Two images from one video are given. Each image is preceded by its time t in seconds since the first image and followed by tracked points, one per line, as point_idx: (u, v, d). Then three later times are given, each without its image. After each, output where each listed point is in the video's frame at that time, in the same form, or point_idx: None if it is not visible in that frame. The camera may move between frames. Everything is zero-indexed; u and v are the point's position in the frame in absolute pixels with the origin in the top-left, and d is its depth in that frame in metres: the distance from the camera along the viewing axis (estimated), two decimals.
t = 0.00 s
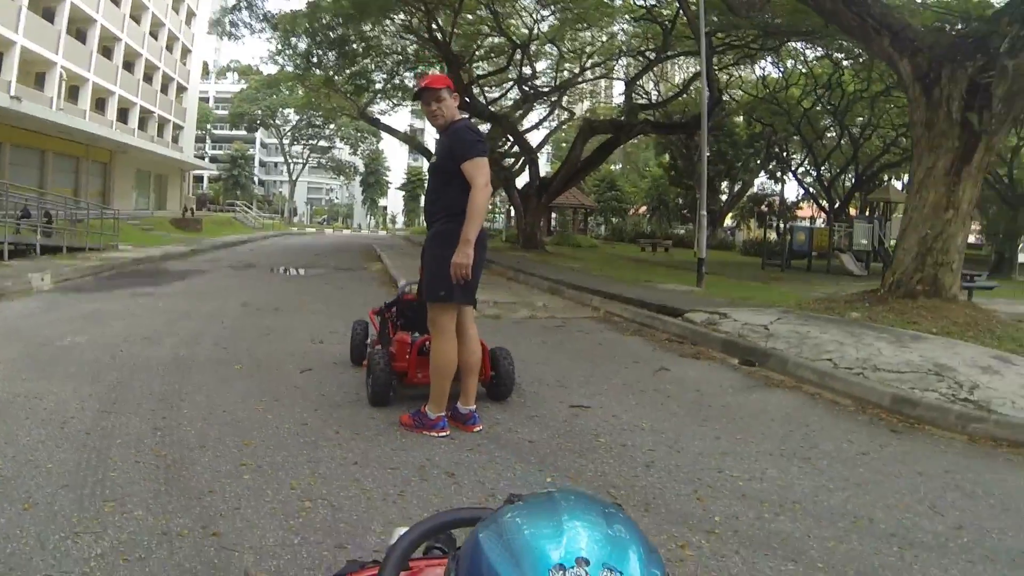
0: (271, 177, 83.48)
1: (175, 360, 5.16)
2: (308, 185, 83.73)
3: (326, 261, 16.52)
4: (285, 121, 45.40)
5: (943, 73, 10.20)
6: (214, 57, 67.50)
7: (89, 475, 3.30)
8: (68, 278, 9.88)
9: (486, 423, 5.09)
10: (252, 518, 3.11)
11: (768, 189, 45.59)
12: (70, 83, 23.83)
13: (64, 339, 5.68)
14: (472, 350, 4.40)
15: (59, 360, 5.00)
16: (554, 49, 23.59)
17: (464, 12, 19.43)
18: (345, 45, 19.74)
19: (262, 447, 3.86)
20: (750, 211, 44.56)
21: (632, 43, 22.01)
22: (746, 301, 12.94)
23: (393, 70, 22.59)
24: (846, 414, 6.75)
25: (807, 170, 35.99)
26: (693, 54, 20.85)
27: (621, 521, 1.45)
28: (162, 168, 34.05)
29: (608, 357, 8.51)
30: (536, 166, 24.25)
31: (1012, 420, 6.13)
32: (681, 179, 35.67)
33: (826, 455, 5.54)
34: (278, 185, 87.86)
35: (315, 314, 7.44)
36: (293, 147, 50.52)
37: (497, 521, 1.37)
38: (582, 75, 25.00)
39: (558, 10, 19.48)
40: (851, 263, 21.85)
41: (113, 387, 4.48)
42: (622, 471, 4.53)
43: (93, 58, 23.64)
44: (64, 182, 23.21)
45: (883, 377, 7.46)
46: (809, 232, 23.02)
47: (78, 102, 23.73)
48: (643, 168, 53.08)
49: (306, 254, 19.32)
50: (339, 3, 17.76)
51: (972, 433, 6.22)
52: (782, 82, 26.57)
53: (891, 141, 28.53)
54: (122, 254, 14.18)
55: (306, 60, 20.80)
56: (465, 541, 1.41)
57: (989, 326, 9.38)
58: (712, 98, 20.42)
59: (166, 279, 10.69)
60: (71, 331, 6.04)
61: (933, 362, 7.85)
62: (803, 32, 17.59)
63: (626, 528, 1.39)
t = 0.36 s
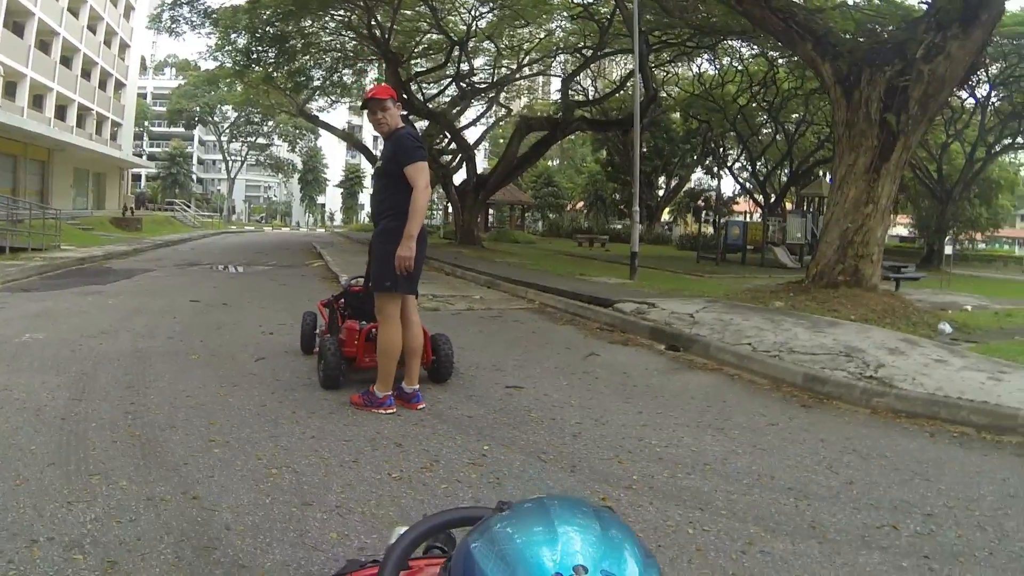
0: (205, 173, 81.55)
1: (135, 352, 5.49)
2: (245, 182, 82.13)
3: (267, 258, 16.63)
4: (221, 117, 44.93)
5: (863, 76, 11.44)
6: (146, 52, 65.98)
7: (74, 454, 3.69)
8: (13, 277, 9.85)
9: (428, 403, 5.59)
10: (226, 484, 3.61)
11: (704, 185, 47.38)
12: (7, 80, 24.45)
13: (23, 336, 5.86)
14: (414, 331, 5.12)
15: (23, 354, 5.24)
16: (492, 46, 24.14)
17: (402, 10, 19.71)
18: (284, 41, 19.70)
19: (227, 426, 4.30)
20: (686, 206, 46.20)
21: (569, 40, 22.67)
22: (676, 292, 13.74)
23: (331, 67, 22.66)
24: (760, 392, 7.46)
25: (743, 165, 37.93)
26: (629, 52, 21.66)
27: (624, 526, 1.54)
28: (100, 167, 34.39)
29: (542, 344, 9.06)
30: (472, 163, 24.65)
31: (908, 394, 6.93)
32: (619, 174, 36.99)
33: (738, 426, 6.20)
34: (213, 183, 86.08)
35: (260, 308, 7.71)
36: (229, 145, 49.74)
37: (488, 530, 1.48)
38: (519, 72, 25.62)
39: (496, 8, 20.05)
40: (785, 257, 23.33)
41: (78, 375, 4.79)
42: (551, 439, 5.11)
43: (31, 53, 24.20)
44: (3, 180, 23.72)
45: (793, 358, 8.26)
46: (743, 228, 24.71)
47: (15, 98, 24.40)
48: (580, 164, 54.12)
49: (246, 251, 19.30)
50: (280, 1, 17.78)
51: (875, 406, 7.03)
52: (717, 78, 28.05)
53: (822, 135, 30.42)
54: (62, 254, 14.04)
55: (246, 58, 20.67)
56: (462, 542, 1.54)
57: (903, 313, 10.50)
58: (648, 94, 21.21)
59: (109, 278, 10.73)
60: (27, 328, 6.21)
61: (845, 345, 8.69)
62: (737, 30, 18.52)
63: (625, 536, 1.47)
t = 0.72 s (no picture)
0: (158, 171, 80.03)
1: (109, 348, 5.71)
2: (200, 181, 80.79)
3: (228, 256, 16.69)
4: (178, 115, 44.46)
5: (813, 81, 12.09)
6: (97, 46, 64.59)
7: (61, 442, 3.97)
8: None
9: (392, 391, 5.89)
10: (208, 465, 3.93)
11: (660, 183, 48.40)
12: None
13: None
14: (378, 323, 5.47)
15: None
16: (450, 45, 24.44)
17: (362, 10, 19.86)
18: (244, 41, 19.65)
19: (204, 415, 4.61)
20: (643, 204, 47.13)
21: (528, 41, 23.07)
22: (631, 288, 14.23)
23: (291, 66, 22.61)
24: (706, 379, 7.97)
25: (700, 163, 38.96)
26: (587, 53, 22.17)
27: (617, 536, 1.50)
28: (56, 166, 35.38)
29: (501, 337, 9.44)
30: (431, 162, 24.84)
31: (846, 380, 7.50)
32: (577, 172, 37.75)
33: (686, 410, 6.65)
34: (166, 181, 84.40)
35: (226, 304, 7.93)
36: (185, 142, 49.10)
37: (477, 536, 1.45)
38: (477, 72, 25.96)
39: (455, 8, 20.35)
40: (741, 254, 24.43)
41: (54, 372, 5.03)
42: (509, 423, 5.48)
43: None
44: None
45: (739, 348, 8.77)
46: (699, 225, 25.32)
47: None
48: (538, 162, 54.72)
49: (205, 250, 19.26)
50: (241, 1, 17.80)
51: (815, 391, 7.54)
52: (674, 79, 28.87)
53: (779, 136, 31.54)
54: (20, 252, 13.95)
55: (206, 58, 20.55)
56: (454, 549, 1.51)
57: (851, 306, 11.19)
58: (606, 94, 21.71)
59: (71, 276, 10.78)
60: None
61: (789, 336, 9.24)
62: (693, 32, 19.17)
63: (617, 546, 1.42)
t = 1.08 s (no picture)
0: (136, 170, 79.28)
1: (95, 346, 5.81)
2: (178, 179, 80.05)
3: (208, 255, 16.69)
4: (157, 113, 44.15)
5: (788, 83, 12.37)
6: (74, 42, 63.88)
7: (52, 437, 4.09)
8: None
9: (374, 386, 6.04)
10: (198, 458, 4.08)
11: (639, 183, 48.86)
12: None
13: None
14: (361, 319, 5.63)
15: None
16: (431, 44, 24.57)
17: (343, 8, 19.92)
18: (225, 39, 19.61)
19: (192, 411, 4.74)
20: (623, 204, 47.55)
21: (508, 41, 23.26)
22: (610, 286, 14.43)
23: (272, 65, 22.54)
24: (681, 375, 8.19)
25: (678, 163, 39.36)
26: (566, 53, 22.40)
27: (626, 549, 1.43)
28: (35, 163, 35.32)
29: (482, 335, 9.60)
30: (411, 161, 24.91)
31: (818, 376, 7.76)
32: (557, 172, 38.00)
33: (662, 404, 6.85)
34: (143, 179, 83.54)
35: (209, 302, 8.02)
36: (164, 140, 48.73)
37: (477, 544, 1.44)
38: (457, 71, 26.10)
39: (436, 8, 20.48)
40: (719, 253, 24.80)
41: (41, 369, 5.12)
42: (489, 416, 5.64)
43: None
44: None
45: (714, 344, 9.00)
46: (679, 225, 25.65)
47: None
48: (518, 162, 54.95)
49: (185, 248, 19.21)
50: None
51: (788, 386, 7.80)
52: (653, 79, 29.22)
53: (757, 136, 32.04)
54: None
55: (187, 56, 20.49)
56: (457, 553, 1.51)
57: (826, 305, 11.51)
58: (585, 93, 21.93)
59: (52, 275, 10.77)
60: None
61: (764, 333, 9.50)
62: (672, 32, 19.41)
63: (616, 554, 1.35)
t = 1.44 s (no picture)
0: (130, 170, 79.20)
1: (92, 345, 5.84)
2: (172, 179, 79.87)
3: (203, 254, 16.69)
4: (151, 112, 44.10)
5: (782, 82, 12.45)
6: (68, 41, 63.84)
7: (49, 436, 4.11)
8: None
9: (369, 385, 6.07)
10: (196, 456, 4.12)
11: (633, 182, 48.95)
12: None
13: None
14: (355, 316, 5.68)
15: None
16: (425, 43, 24.62)
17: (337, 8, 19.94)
18: (220, 38, 19.62)
19: (188, 409, 4.78)
20: (617, 203, 47.66)
21: (502, 40, 23.32)
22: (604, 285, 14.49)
23: (266, 65, 22.53)
24: (674, 373, 8.25)
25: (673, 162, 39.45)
26: (560, 53, 22.46)
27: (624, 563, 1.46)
28: (29, 162, 35.14)
29: (476, 334, 9.64)
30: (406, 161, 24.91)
31: (811, 374, 7.83)
32: (551, 171, 38.09)
33: (654, 402, 6.92)
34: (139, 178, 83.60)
35: (203, 301, 8.03)
36: (160, 139, 48.76)
37: (479, 556, 1.46)
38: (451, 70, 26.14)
39: (430, 7, 20.53)
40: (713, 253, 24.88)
41: (38, 368, 5.14)
42: (484, 414, 5.68)
43: None
44: None
45: (707, 343, 9.06)
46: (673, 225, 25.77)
47: None
48: (512, 162, 55.07)
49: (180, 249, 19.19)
50: None
51: (781, 384, 7.86)
52: (647, 79, 29.31)
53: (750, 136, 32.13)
54: None
55: (182, 55, 20.51)
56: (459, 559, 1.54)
57: (820, 304, 11.59)
58: (580, 93, 21.97)
59: (47, 274, 10.76)
60: None
61: (757, 332, 9.56)
62: (666, 32, 19.47)
63: (618, 566, 1.39)
